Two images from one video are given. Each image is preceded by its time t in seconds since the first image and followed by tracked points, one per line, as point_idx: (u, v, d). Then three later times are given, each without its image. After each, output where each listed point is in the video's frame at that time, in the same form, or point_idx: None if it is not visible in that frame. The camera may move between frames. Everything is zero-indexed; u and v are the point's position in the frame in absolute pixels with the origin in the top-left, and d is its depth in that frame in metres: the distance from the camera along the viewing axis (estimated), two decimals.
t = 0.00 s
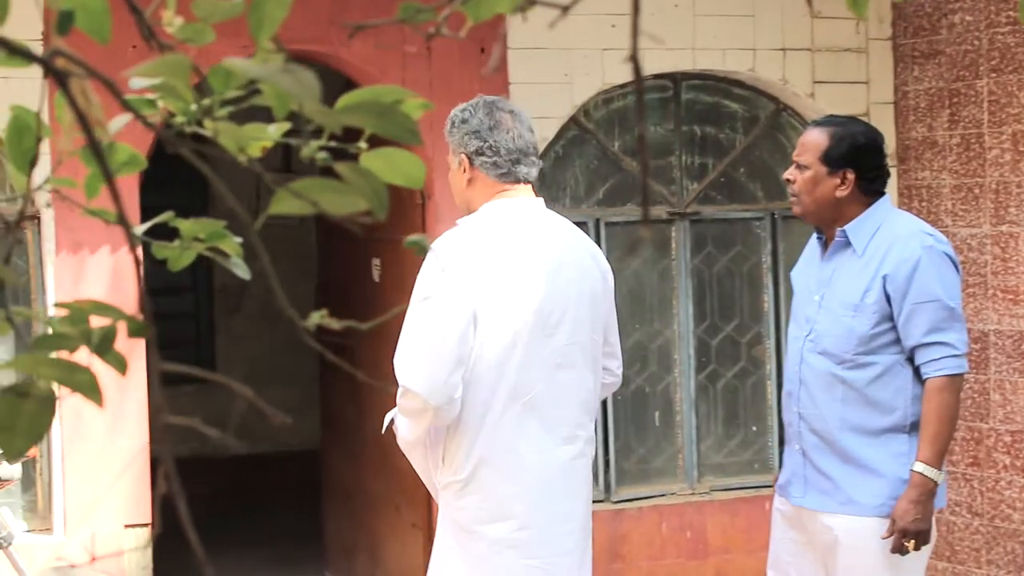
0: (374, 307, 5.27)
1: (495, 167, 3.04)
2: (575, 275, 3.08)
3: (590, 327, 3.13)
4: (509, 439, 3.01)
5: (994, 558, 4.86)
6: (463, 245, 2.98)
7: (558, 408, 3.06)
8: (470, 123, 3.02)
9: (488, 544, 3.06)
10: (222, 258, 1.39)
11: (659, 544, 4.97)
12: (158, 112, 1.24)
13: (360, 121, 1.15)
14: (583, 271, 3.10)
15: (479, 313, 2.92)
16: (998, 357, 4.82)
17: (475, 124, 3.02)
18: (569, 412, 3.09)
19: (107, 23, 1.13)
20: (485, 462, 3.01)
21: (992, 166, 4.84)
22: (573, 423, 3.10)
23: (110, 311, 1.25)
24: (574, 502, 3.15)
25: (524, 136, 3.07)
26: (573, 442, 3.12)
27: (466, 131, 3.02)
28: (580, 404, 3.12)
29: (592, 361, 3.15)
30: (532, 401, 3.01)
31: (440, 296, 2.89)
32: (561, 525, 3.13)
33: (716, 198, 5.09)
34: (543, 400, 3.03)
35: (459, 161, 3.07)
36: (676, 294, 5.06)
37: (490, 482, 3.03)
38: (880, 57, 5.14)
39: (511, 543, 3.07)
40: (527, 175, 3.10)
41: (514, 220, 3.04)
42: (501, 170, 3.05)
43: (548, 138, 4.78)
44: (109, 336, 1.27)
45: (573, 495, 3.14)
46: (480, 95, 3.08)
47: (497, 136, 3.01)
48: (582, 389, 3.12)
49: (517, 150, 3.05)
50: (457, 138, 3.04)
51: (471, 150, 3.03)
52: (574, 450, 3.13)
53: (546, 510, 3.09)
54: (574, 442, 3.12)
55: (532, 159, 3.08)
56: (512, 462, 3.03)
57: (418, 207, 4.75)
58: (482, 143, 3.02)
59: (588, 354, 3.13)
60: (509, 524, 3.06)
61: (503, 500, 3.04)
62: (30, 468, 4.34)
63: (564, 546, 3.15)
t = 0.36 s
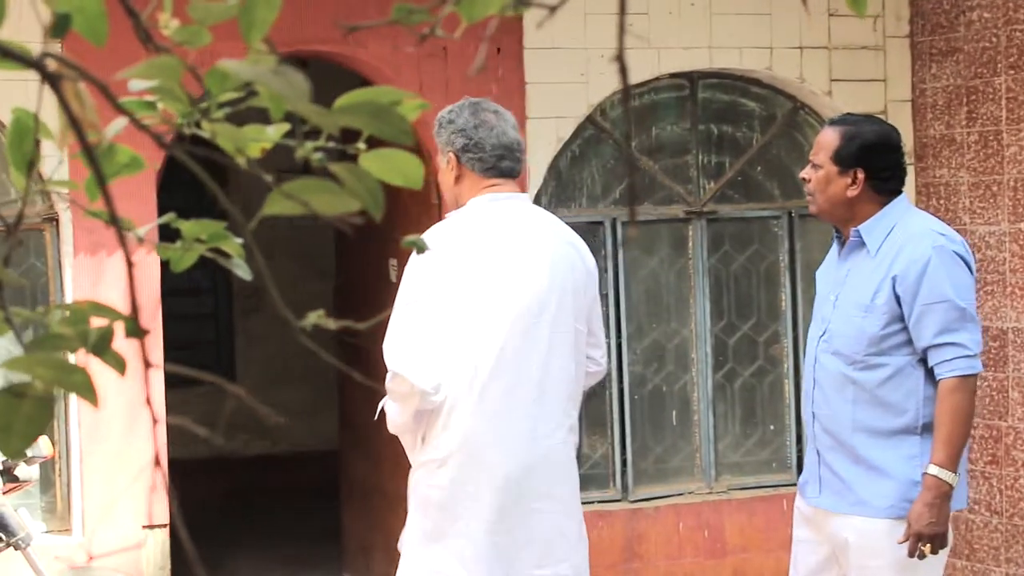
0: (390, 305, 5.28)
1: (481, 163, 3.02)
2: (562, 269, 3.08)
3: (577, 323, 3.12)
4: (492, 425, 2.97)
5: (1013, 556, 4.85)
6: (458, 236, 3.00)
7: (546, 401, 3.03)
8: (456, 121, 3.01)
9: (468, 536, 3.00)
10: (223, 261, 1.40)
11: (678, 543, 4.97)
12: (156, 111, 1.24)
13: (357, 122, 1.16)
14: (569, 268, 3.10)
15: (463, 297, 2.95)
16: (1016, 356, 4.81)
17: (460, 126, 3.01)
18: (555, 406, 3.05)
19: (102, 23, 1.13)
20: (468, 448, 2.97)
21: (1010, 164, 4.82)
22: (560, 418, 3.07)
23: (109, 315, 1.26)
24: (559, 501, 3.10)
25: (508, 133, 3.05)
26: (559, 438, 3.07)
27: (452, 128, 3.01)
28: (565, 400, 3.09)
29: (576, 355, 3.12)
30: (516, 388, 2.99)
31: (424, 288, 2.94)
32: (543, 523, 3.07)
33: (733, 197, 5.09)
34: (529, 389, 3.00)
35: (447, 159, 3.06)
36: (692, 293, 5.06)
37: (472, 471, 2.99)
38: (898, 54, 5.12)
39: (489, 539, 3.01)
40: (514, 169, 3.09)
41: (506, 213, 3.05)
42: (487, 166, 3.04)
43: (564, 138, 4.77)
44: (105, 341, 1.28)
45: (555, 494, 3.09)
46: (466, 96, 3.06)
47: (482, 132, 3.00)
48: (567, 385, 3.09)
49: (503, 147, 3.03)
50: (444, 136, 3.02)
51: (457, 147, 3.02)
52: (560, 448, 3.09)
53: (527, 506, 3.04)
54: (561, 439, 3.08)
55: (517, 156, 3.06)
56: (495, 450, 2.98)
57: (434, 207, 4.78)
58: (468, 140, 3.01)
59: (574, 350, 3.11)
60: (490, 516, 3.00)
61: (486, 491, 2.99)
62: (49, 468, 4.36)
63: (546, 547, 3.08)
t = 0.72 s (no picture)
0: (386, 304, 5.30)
1: (429, 171, 3.01)
2: (512, 270, 3.08)
3: (531, 325, 3.12)
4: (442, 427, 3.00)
5: (1005, 557, 4.85)
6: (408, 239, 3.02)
7: (497, 402, 3.05)
8: (406, 130, 2.99)
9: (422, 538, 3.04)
10: (200, 260, 1.40)
11: (670, 542, 4.97)
12: (133, 112, 1.24)
13: (331, 123, 1.16)
14: (521, 269, 3.10)
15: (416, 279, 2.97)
16: (1009, 356, 4.82)
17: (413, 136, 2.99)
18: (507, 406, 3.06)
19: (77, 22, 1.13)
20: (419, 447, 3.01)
21: (1002, 164, 4.83)
22: (512, 419, 3.08)
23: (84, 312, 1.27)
24: (515, 502, 3.11)
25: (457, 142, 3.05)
26: (512, 438, 3.09)
27: (401, 136, 2.99)
28: (518, 403, 3.10)
29: (530, 353, 3.12)
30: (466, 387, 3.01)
31: (373, 297, 2.89)
32: (499, 524, 3.09)
33: (726, 197, 5.09)
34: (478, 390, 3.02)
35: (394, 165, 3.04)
36: (685, 293, 5.07)
37: (425, 473, 3.02)
38: (891, 54, 5.12)
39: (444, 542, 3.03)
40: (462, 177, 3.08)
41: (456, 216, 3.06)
42: (435, 172, 3.03)
43: (557, 138, 4.77)
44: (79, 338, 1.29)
45: (512, 495, 3.11)
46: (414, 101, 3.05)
47: (432, 141, 2.99)
48: (521, 385, 3.10)
49: (451, 154, 3.03)
50: (393, 144, 3.00)
51: (406, 155, 3.00)
52: (514, 449, 3.10)
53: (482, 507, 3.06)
54: (515, 439, 3.10)
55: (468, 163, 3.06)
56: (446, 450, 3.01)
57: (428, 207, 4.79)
58: (417, 148, 2.99)
59: (528, 351, 3.11)
60: (443, 517, 3.03)
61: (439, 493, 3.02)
62: (42, 468, 4.37)
63: (502, 548, 3.11)
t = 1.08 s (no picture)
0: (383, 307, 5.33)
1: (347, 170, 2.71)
2: (433, 262, 2.95)
3: (454, 318, 2.98)
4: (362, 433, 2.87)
5: (1001, 555, 4.86)
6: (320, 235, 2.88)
7: (423, 404, 2.91)
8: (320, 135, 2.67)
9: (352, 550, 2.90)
10: (175, 260, 1.40)
11: (666, 541, 4.97)
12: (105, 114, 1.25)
13: (295, 122, 1.17)
14: (444, 260, 2.97)
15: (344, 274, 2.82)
16: (1003, 354, 4.83)
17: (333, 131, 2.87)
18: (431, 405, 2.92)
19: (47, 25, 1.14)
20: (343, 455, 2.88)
21: (995, 162, 4.83)
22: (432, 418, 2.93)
23: (56, 313, 1.27)
24: (446, 507, 2.96)
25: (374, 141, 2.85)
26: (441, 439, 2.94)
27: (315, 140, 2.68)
28: (445, 400, 2.95)
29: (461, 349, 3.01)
30: (387, 387, 2.87)
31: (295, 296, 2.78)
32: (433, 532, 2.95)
33: (720, 196, 5.10)
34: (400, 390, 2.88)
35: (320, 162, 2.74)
36: (680, 292, 5.08)
37: (356, 478, 2.89)
38: (883, 53, 5.13)
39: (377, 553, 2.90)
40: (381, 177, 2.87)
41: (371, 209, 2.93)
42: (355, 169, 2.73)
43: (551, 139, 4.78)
44: (50, 338, 1.29)
45: (441, 499, 2.96)
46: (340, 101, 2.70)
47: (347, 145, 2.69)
48: (448, 383, 2.96)
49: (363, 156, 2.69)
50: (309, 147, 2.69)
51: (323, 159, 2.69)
52: (442, 450, 2.95)
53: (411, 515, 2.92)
54: (444, 441, 2.96)
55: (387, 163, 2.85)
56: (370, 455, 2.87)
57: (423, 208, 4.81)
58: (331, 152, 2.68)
59: (452, 347, 2.97)
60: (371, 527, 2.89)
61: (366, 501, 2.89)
62: (38, 469, 4.38)
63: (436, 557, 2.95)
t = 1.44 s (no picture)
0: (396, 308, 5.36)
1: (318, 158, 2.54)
2: (410, 260, 3.35)
3: (436, 310, 3.42)
4: (352, 414, 3.27)
5: (1015, 552, 4.86)
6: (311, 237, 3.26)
7: (398, 392, 3.31)
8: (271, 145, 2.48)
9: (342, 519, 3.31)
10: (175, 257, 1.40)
11: (679, 540, 4.96)
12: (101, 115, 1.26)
13: (288, 121, 1.17)
14: (422, 259, 3.38)
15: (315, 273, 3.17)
16: (1016, 351, 4.83)
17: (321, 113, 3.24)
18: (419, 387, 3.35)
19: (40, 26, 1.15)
20: (332, 436, 3.27)
21: (1007, 159, 4.83)
22: (438, 400, 3.41)
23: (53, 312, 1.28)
24: (434, 477, 3.42)
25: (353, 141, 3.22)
26: (426, 418, 3.37)
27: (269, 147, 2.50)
28: (428, 384, 3.37)
29: (429, 345, 3.38)
30: (372, 373, 3.27)
31: (274, 297, 3.15)
32: (414, 500, 3.38)
33: (731, 195, 5.10)
34: (386, 374, 3.29)
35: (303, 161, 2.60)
36: (692, 291, 5.08)
37: (341, 460, 3.29)
38: (894, 51, 5.13)
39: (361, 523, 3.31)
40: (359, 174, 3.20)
41: (353, 213, 3.32)
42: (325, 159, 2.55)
43: (562, 138, 4.78)
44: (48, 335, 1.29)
45: (434, 469, 3.41)
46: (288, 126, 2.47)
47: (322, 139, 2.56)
48: (430, 369, 3.38)
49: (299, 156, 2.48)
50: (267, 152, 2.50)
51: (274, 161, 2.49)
52: (427, 428, 3.37)
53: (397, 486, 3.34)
54: (426, 421, 3.37)
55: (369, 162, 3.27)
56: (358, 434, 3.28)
57: (435, 207, 4.82)
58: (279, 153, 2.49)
59: (434, 336, 3.41)
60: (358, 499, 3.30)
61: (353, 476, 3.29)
62: (52, 468, 4.40)
63: (435, 521, 3.44)
